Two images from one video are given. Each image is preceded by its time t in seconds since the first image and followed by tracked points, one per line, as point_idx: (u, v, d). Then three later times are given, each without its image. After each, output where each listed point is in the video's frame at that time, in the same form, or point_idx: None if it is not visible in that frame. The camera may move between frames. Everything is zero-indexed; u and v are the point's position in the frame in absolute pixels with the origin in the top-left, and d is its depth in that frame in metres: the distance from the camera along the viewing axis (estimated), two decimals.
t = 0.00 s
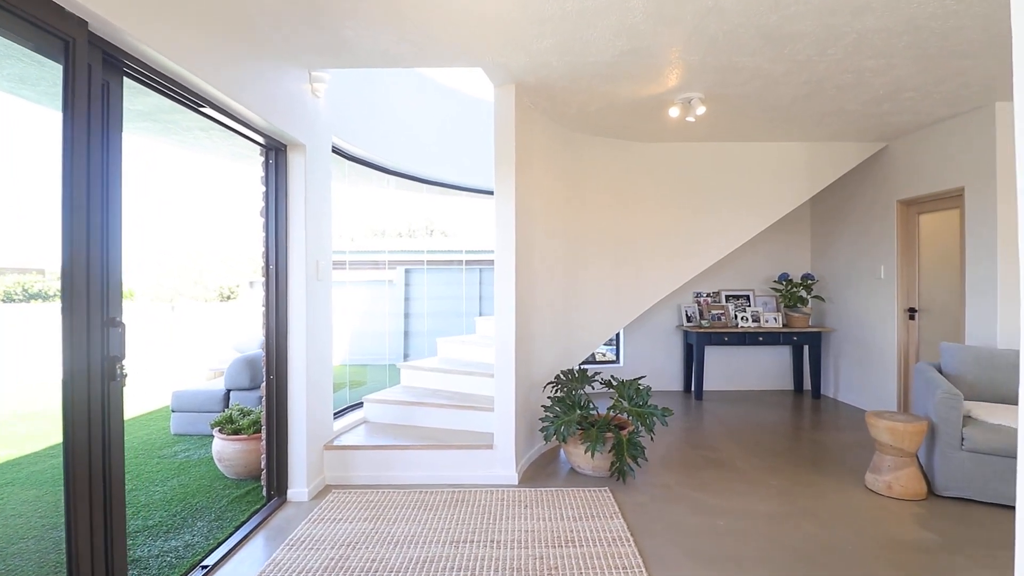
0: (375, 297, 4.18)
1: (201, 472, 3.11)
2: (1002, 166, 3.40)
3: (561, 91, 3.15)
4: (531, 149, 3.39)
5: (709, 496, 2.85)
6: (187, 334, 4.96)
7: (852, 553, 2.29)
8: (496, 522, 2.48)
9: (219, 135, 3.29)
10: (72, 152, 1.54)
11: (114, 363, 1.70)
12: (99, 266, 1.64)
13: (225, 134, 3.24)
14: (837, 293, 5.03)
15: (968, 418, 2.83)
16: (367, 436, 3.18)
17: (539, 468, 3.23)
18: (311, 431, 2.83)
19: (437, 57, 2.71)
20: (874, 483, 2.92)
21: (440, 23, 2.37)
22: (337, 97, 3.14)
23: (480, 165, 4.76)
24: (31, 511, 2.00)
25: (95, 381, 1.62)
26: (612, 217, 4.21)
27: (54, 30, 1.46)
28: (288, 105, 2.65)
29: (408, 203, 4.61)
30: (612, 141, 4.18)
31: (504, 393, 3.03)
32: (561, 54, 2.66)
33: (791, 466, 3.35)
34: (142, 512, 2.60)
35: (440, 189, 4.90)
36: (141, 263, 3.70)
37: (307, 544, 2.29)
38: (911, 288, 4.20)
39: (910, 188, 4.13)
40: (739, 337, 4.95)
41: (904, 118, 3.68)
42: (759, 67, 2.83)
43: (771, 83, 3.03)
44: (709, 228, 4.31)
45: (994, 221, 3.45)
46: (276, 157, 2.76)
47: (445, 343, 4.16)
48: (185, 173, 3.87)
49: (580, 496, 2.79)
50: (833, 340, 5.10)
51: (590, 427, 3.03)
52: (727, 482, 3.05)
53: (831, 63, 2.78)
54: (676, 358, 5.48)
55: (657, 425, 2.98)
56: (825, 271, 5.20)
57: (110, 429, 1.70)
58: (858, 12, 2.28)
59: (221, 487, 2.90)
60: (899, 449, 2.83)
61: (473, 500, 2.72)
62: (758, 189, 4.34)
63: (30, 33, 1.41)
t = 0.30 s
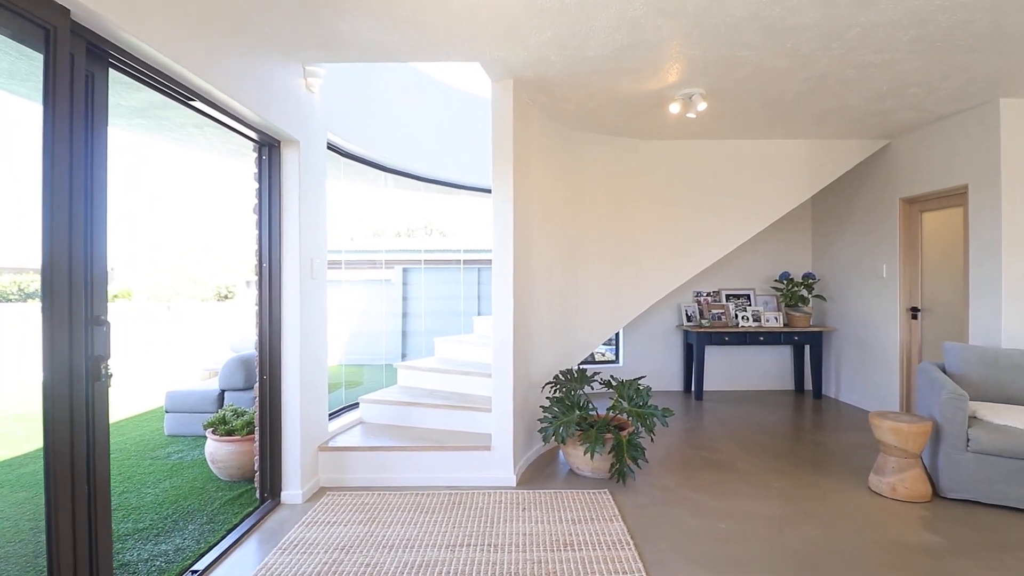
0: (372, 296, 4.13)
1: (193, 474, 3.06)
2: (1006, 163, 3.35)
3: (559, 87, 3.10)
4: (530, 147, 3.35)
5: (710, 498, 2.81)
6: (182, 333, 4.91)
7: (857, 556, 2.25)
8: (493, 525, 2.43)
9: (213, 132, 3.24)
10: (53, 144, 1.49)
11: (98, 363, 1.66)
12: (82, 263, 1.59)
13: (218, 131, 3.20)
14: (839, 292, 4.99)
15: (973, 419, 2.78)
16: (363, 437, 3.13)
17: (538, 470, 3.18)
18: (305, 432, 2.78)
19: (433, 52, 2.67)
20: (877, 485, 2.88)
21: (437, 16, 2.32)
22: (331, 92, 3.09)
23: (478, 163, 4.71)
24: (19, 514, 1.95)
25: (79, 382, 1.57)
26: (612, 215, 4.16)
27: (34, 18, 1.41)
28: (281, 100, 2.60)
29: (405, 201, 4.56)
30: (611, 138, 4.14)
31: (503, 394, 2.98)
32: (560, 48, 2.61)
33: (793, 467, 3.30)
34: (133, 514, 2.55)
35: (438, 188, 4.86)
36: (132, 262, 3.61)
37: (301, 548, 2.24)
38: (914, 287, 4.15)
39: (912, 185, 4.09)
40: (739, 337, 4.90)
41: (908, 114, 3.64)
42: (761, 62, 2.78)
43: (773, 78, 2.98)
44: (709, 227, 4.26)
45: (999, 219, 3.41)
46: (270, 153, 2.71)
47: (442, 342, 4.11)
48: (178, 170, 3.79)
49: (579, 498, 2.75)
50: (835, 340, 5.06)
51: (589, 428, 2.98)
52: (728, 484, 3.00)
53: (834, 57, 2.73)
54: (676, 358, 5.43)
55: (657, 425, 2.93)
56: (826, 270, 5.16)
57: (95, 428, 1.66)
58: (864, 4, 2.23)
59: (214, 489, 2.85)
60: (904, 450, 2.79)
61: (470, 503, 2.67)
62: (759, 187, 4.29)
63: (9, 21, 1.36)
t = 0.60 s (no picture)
0: (369, 296, 4.08)
1: (188, 475, 3.02)
2: (1010, 160, 3.32)
3: (559, 82, 3.06)
4: (530, 146, 3.33)
5: (712, 499, 2.77)
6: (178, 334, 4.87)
7: (861, 559, 2.21)
8: (491, 527, 2.39)
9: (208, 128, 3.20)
10: (36, 136, 1.44)
11: (86, 362, 1.62)
12: (68, 258, 1.54)
13: (215, 128, 3.15)
14: (840, 291, 4.95)
15: (977, 419, 2.75)
16: (360, 438, 3.08)
17: (537, 471, 3.14)
18: (301, 433, 2.74)
19: (431, 47, 2.63)
20: (881, 486, 2.84)
21: (435, 9, 2.28)
22: (327, 89, 3.04)
23: (476, 161, 4.66)
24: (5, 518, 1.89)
25: (65, 380, 1.53)
26: (612, 214, 4.13)
27: (15, 5, 1.36)
28: (276, 96, 2.56)
29: (403, 200, 4.52)
30: (611, 136, 4.10)
31: (501, 393, 2.94)
32: (559, 43, 2.57)
33: (795, 468, 3.26)
34: (125, 517, 2.51)
35: (436, 186, 4.82)
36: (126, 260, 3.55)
37: (295, 551, 2.20)
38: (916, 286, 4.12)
39: (915, 184, 4.05)
40: (740, 337, 4.86)
41: (911, 111, 3.60)
42: (764, 57, 2.74)
43: (775, 73, 2.94)
44: (710, 225, 4.23)
45: (1002, 217, 3.37)
46: (265, 150, 2.67)
47: (440, 342, 4.07)
48: (173, 167, 3.74)
49: (579, 499, 2.71)
50: (836, 340, 5.03)
51: (589, 428, 2.93)
52: (730, 486, 2.96)
53: (837, 53, 2.70)
54: (676, 358, 5.39)
55: (658, 426, 2.89)
56: (828, 269, 5.12)
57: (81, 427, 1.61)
58: None
59: (208, 490, 2.81)
60: (908, 451, 2.75)
61: (468, 504, 2.63)
62: (760, 185, 4.25)
63: None
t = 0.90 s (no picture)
0: (367, 295, 4.04)
1: (183, 476, 2.98)
2: (1015, 158, 3.29)
3: (559, 79, 3.03)
4: (530, 144, 3.29)
5: (714, 501, 2.73)
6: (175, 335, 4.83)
7: (867, 561, 2.17)
8: (491, 530, 2.35)
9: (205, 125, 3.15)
10: (23, 133, 1.42)
11: (75, 362, 1.57)
12: (55, 254, 1.50)
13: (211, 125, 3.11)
14: (842, 291, 4.92)
15: (983, 419, 2.71)
16: (357, 438, 3.05)
17: (537, 472, 3.10)
18: (297, 434, 2.70)
19: (430, 42, 2.59)
20: (885, 488, 2.81)
21: (434, 3, 2.24)
22: (324, 85, 3.00)
23: (475, 159, 4.63)
24: None
25: (52, 379, 1.49)
26: (612, 212, 4.09)
27: None
28: (272, 92, 2.52)
29: (401, 198, 4.49)
30: (612, 134, 4.06)
31: (501, 394, 2.90)
32: (559, 38, 2.54)
33: (798, 469, 3.23)
34: (118, 519, 2.47)
35: (435, 185, 4.78)
36: (122, 259, 3.50)
37: (291, 554, 2.16)
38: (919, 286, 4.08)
39: (918, 182, 4.02)
40: (741, 336, 4.82)
41: (915, 109, 3.57)
42: (767, 52, 2.71)
43: (778, 70, 2.91)
44: (711, 224, 4.19)
45: (1007, 216, 3.34)
46: (261, 146, 2.63)
47: (439, 342, 4.03)
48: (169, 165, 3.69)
49: (580, 501, 2.67)
50: (838, 339, 4.99)
51: (589, 429, 2.90)
52: (732, 487, 2.92)
53: (841, 48, 2.66)
54: (677, 357, 5.36)
55: (660, 427, 2.85)
56: (829, 269, 5.09)
57: (72, 429, 1.58)
58: None
59: (203, 492, 2.77)
60: (912, 452, 2.72)
61: (467, 506, 2.59)
62: (761, 183, 4.22)
63: None
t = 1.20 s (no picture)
0: (365, 295, 4.00)
1: (178, 479, 2.93)
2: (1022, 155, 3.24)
3: (559, 75, 2.98)
4: (530, 141, 3.25)
5: (717, 504, 2.69)
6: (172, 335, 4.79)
7: (874, 565, 2.13)
8: (491, 534, 2.31)
9: (201, 123, 3.11)
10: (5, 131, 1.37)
11: (62, 363, 1.52)
12: (38, 252, 1.45)
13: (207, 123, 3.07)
14: (845, 290, 4.88)
15: (991, 420, 2.67)
16: (355, 440, 3.00)
17: (537, 474, 3.06)
18: (294, 435, 2.65)
19: (428, 36, 2.54)
20: (891, 490, 2.76)
21: None
22: (321, 81, 2.95)
23: (474, 157, 4.58)
24: None
25: (35, 384, 1.45)
26: (613, 211, 4.04)
27: None
28: (268, 87, 2.47)
29: (400, 197, 4.44)
30: (613, 132, 4.02)
31: (501, 395, 2.86)
32: (560, 32, 2.49)
33: (802, 471, 3.18)
34: (111, 523, 2.42)
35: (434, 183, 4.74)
36: (116, 258, 3.46)
37: (287, 559, 2.11)
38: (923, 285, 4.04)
39: (922, 180, 3.98)
40: (743, 336, 4.79)
41: (920, 105, 3.52)
42: (771, 47, 2.66)
43: (781, 65, 2.86)
44: (713, 222, 4.15)
45: (1013, 213, 3.29)
46: (256, 143, 2.59)
47: (438, 342, 3.99)
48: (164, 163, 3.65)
49: (581, 504, 2.62)
50: (840, 339, 4.95)
51: (591, 431, 2.85)
52: (735, 489, 2.88)
53: (846, 43, 2.62)
54: (678, 358, 5.32)
55: (662, 428, 2.80)
56: (832, 268, 5.05)
57: (59, 432, 1.53)
58: None
59: (198, 495, 2.72)
60: (919, 453, 2.68)
61: (466, 509, 2.54)
62: (764, 182, 4.18)
63: None
